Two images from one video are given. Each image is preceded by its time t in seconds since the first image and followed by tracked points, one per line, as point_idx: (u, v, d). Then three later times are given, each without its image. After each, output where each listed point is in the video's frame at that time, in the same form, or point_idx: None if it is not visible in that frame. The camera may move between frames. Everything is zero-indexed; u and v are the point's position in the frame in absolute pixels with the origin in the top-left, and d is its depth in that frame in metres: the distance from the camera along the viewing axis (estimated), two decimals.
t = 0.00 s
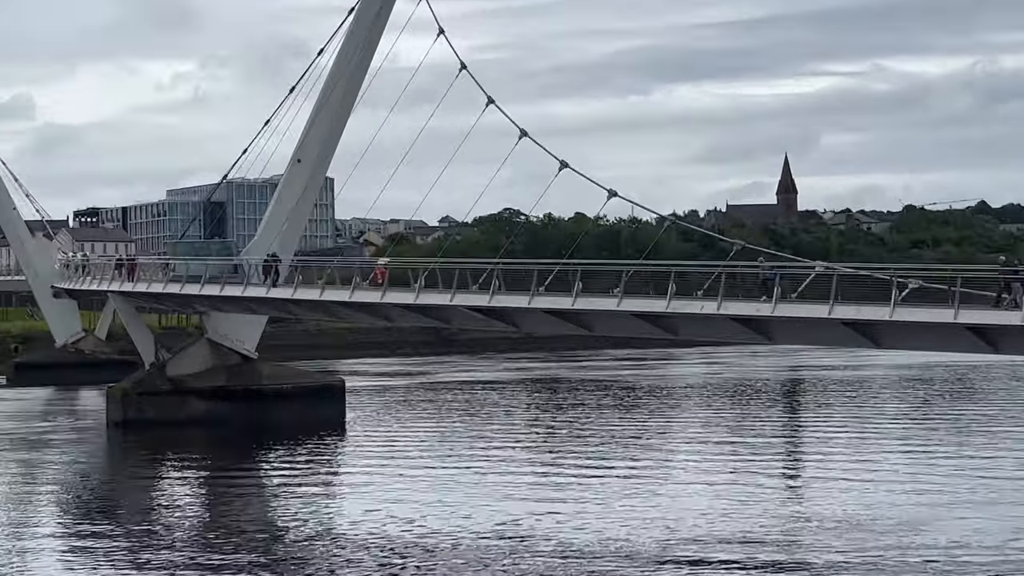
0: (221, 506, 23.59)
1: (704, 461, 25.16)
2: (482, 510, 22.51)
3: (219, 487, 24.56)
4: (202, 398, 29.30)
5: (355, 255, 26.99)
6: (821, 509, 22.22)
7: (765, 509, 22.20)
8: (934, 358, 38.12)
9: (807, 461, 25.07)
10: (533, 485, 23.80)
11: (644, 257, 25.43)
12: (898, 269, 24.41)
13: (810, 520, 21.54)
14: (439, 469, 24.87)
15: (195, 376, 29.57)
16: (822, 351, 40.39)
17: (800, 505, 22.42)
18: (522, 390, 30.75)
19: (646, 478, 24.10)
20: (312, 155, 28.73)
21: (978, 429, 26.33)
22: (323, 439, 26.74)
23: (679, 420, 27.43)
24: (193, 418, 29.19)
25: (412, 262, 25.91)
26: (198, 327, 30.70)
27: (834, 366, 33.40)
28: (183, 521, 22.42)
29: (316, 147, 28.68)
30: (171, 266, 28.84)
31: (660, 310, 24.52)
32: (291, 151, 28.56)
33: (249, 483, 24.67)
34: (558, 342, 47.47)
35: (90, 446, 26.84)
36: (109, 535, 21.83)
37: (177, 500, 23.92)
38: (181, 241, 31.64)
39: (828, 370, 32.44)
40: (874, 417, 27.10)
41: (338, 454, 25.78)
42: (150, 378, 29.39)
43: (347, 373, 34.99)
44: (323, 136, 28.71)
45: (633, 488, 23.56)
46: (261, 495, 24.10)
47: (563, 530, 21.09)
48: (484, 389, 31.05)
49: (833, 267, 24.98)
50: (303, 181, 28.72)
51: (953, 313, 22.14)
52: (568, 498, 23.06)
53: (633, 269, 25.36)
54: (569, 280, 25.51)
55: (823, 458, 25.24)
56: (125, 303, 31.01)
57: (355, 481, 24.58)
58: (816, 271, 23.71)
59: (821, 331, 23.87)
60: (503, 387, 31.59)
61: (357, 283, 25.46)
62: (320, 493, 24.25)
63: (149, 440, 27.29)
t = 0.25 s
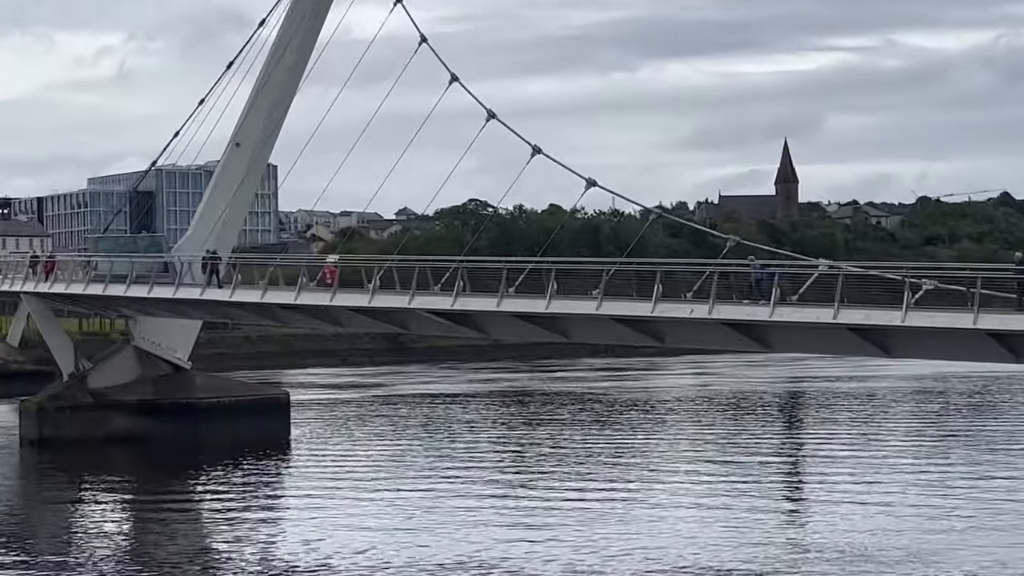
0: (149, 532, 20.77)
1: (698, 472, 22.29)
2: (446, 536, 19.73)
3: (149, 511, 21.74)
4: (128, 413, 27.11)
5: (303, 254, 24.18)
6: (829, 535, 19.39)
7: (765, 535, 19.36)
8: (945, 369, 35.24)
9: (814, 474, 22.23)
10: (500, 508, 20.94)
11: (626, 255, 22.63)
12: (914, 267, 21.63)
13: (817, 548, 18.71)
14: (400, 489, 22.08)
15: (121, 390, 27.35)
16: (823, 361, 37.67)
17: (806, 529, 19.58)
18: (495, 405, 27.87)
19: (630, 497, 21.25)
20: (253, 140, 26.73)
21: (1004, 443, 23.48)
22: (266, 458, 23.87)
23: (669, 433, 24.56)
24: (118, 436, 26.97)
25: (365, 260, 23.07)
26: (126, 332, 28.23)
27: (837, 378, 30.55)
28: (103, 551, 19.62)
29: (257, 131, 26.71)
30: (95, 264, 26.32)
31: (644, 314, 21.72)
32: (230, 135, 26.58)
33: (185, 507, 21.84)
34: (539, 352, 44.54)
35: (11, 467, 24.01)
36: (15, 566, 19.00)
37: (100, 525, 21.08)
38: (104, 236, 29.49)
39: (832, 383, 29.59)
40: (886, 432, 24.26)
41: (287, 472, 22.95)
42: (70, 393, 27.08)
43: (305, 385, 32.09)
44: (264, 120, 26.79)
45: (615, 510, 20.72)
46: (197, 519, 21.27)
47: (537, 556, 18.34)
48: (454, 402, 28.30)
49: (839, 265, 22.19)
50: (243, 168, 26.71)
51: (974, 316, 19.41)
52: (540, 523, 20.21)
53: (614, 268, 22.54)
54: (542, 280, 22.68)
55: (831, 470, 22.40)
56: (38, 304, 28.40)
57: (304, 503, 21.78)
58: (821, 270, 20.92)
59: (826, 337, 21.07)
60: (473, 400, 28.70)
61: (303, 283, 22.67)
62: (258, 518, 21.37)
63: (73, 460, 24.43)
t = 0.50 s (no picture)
0: (93, 548, 19.17)
1: (684, 482, 20.77)
2: (415, 551, 18.19)
3: (94, 525, 20.16)
4: (70, 419, 26.03)
5: (262, 253, 22.69)
6: (827, 552, 17.85)
7: (757, 552, 17.82)
8: (940, 375, 33.76)
9: (808, 485, 20.71)
10: (471, 521, 19.39)
11: (605, 253, 21.16)
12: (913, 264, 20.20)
13: (814, 567, 17.17)
14: (364, 501, 20.53)
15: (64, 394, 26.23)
16: (808, 366, 36.24)
17: (802, 545, 18.05)
18: (467, 413, 26.33)
19: (611, 509, 19.71)
20: (206, 127, 25.56)
21: (1011, 452, 21.99)
22: (222, 470, 22.29)
23: (653, 442, 23.04)
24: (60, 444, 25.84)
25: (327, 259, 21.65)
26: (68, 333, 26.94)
27: (829, 384, 29.04)
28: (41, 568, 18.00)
29: (209, 119, 25.59)
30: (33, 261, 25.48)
31: (625, 316, 20.25)
32: (182, 120, 25.43)
33: (132, 520, 20.27)
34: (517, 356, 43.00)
35: None
36: None
37: (39, 541, 19.47)
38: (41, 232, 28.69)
39: (823, 390, 28.10)
40: (884, 441, 22.77)
41: (243, 484, 21.40)
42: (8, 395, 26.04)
43: (269, 392, 30.52)
44: (219, 106, 25.64)
45: (595, 522, 19.18)
46: (145, 533, 19.69)
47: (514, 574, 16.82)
48: (423, 410, 26.78)
49: (833, 263, 20.75)
50: (195, 156, 25.52)
51: (977, 317, 18.03)
52: (514, 538, 18.67)
53: (593, 267, 21.07)
54: (516, 279, 21.20)
55: (826, 481, 20.89)
56: None
57: (261, 516, 20.21)
58: (814, 268, 19.47)
59: (821, 341, 19.60)
60: (445, 409, 27.16)
61: (259, 283, 21.17)
62: (209, 533, 19.79)
63: (15, 472, 22.85)
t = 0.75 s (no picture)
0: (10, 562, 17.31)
1: (669, 495, 18.93)
2: (366, 565, 16.37)
3: (15, 540, 18.30)
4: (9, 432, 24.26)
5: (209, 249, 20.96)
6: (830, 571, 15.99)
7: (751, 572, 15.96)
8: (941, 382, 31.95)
9: (806, 498, 18.87)
10: (435, 534, 17.54)
11: (583, 247, 19.34)
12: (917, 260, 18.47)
13: None
14: (314, 509, 18.69)
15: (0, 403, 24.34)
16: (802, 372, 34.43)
17: (801, 563, 16.19)
18: (436, 425, 24.47)
19: (590, 523, 17.87)
20: (146, 110, 24.29)
21: None
22: (165, 485, 20.44)
23: (636, 455, 21.20)
24: None
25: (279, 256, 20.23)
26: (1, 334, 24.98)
27: (825, 392, 27.22)
28: None
29: (147, 103, 24.28)
30: None
31: (604, 316, 18.47)
32: (120, 103, 24.22)
33: (58, 533, 18.40)
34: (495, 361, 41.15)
35: None
36: None
37: None
38: None
39: (817, 398, 26.28)
40: (888, 453, 20.94)
41: (184, 500, 19.54)
42: None
43: (227, 400, 28.65)
44: (161, 84, 24.28)
45: (571, 537, 17.32)
46: (70, 546, 17.83)
47: None
48: (388, 421, 24.94)
49: (832, 259, 18.97)
50: (133, 142, 24.31)
51: (987, 318, 16.28)
52: (482, 552, 16.82)
53: (568, 263, 19.25)
54: (485, 277, 19.42)
55: (826, 495, 19.05)
56: None
57: (200, 527, 18.36)
58: (811, 264, 17.70)
59: (818, 342, 17.84)
60: (414, 419, 25.31)
61: (205, 280, 20.28)
62: (141, 544, 17.94)
63: None
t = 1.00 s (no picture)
0: None
1: (647, 495, 18.52)
2: (335, 566, 15.92)
3: None
4: None
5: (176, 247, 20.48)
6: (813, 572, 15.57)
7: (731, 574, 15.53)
8: (922, 380, 31.59)
9: (786, 498, 18.47)
10: (408, 533, 17.09)
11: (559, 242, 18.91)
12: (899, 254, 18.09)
13: None
14: (281, 510, 18.21)
15: None
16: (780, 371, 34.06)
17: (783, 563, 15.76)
18: (409, 424, 24.03)
19: (566, 522, 17.43)
20: (109, 102, 23.82)
21: (1011, 463, 19.78)
22: (130, 487, 19.93)
23: (612, 455, 20.79)
24: None
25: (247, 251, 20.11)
26: None
27: (804, 390, 26.83)
28: None
29: (110, 94, 23.80)
30: None
31: (580, 313, 18.04)
32: (83, 93, 23.77)
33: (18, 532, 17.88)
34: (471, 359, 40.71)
35: None
36: None
37: None
38: None
39: (797, 396, 25.90)
40: (870, 452, 20.55)
41: (148, 501, 19.04)
42: None
43: (197, 399, 28.17)
44: (124, 80, 23.78)
45: (547, 536, 16.89)
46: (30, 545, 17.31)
47: None
48: (359, 420, 24.48)
49: (813, 254, 18.56)
50: (96, 134, 23.86)
51: (971, 316, 15.92)
52: (456, 552, 16.37)
53: (543, 259, 18.81)
54: (458, 273, 18.98)
55: (807, 494, 18.64)
56: None
57: (165, 526, 17.86)
58: (790, 260, 17.29)
59: (798, 339, 17.44)
60: (386, 418, 24.86)
61: (170, 277, 20.22)
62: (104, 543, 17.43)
63: None
